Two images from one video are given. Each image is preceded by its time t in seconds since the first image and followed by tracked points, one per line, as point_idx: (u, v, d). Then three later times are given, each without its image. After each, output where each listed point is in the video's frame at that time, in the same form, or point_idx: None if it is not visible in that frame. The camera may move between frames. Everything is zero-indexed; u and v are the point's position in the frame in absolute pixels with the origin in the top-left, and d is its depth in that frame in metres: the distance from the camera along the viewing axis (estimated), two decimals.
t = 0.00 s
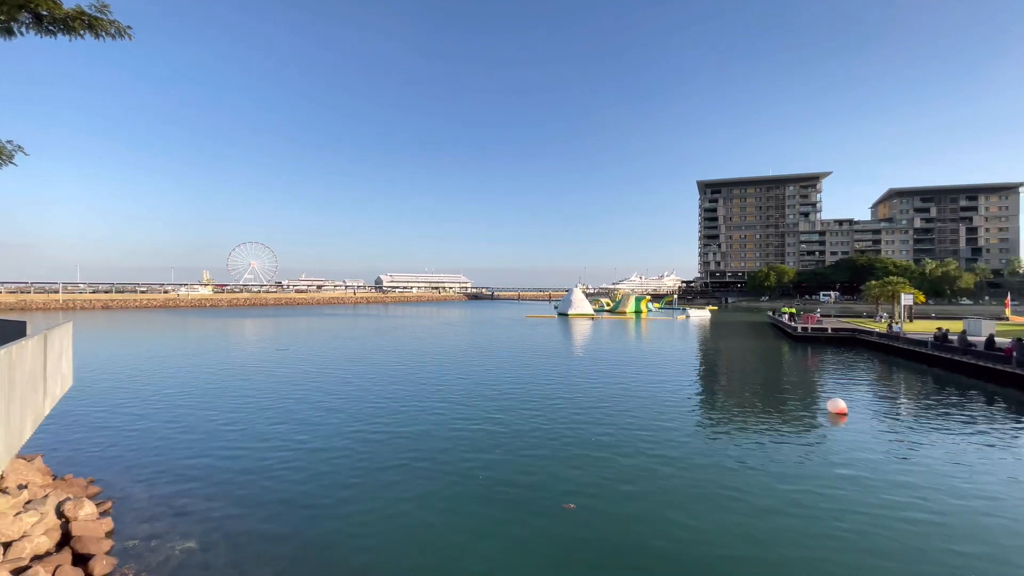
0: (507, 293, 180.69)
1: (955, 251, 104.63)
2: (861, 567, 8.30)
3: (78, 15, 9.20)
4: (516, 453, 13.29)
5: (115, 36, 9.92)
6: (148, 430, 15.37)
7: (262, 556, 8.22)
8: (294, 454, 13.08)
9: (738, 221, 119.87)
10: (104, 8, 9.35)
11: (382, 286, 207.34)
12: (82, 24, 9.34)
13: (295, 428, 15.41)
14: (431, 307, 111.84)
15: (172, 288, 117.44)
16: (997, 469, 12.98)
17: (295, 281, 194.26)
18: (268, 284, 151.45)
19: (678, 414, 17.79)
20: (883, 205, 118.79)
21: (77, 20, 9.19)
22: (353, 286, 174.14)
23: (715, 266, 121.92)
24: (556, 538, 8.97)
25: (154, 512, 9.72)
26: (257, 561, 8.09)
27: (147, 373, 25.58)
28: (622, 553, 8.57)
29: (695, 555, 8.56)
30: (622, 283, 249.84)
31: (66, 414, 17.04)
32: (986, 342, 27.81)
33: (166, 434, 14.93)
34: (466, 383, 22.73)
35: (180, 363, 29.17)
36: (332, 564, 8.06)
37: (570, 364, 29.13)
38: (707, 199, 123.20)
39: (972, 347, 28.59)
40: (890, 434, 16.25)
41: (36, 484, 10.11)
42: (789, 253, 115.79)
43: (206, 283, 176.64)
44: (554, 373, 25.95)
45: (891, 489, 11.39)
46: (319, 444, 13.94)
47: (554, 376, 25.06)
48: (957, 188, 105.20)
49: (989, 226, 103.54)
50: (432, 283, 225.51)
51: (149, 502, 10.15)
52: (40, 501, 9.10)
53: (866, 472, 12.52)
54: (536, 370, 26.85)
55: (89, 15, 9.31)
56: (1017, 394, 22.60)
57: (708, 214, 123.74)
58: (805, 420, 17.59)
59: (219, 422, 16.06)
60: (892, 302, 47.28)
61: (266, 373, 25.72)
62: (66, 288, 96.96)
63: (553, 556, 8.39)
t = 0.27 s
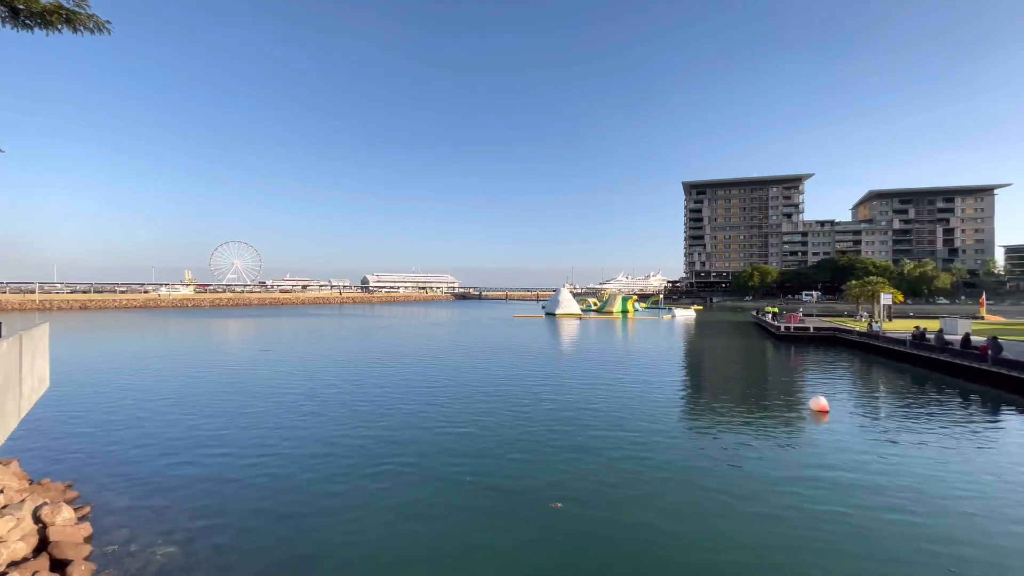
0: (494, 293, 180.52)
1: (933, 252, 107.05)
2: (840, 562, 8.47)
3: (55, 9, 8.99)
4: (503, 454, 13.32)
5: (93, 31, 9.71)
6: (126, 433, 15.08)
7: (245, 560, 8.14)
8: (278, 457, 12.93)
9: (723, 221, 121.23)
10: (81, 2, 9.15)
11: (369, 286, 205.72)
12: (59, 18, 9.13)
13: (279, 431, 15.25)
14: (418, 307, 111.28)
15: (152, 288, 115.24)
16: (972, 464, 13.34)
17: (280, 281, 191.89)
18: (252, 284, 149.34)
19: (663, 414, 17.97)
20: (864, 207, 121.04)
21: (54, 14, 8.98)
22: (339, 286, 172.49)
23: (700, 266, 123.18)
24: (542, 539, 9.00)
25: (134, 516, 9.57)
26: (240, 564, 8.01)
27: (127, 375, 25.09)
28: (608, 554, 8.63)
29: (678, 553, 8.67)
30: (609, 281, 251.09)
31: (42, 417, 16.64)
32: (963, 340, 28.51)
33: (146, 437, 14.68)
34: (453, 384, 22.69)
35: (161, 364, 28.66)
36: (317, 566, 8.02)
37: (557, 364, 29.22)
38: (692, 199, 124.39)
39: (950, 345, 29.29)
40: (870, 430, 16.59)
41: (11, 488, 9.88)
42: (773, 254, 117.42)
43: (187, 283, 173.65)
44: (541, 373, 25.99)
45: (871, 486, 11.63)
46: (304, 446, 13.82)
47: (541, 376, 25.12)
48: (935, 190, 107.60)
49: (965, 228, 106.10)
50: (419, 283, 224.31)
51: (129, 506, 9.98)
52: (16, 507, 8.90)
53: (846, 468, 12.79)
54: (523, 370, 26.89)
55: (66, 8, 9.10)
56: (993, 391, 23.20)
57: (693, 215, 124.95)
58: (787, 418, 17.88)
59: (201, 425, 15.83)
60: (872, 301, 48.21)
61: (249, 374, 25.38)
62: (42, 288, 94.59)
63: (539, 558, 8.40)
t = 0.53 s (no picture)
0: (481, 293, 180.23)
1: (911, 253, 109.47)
2: (820, 559, 8.66)
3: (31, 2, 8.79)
4: (489, 456, 13.34)
5: (71, 24, 9.52)
6: (104, 436, 14.76)
7: (228, 564, 8.05)
8: (262, 459, 12.80)
9: (707, 222, 122.57)
10: None
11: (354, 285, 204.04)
12: (36, 11, 8.93)
13: (262, 434, 15.09)
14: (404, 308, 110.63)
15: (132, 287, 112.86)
16: (947, 462, 13.73)
17: (264, 281, 189.33)
18: (235, 284, 147.13)
19: (648, 414, 18.14)
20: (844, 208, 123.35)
21: (32, 8, 8.80)
22: (324, 286, 170.81)
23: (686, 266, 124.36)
24: (529, 540, 9.07)
25: (113, 521, 9.40)
26: (223, 569, 7.92)
27: (105, 376, 24.56)
28: (595, 554, 8.72)
29: (664, 553, 8.79)
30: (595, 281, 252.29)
31: (16, 420, 16.21)
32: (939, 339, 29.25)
33: (125, 440, 14.39)
34: (439, 386, 22.63)
35: (140, 366, 28.10)
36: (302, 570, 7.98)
37: (544, 364, 29.30)
38: (678, 200, 125.54)
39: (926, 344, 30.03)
40: (849, 429, 16.96)
41: None
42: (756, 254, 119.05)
43: (168, 282, 170.48)
44: (527, 374, 26.04)
45: (850, 484, 11.90)
46: (288, 449, 13.69)
47: (527, 377, 25.18)
48: (913, 192, 110.10)
49: (941, 229, 108.75)
50: (406, 283, 223.11)
51: (108, 511, 9.80)
52: None
53: (827, 467, 13.07)
54: (509, 370, 26.91)
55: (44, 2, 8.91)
56: (968, 389, 23.86)
57: (679, 216, 126.09)
58: (769, 417, 18.18)
59: (181, 428, 15.57)
60: (852, 301, 49.21)
61: (232, 376, 25.01)
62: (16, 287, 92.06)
63: (527, 559, 8.46)
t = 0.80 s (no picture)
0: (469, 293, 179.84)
1: (891, 254, 111.71)
2: (802, 554, 8.83)
3: None
4: (477, 457, 13.35)
5: (48, 19, 9.35)
6: (83, 439, 14.48)
7: (211, 568, 7.97)
8: (247, 462, 12.65)
9: (693, 223, 123.77)
10: None
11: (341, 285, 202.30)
12: (11, 5, 8.74)
13: (246, 435, 14.92)
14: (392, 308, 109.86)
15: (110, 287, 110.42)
16: (924, 458, 14.08)
17: (248, 280, 186.80)
18: (219, 284, 145.05)
19: (634, 413, 18.31)
20: (827, 209, 125.51)
21: (8, 0, 8.60)
22: (310, 286, 169.04)
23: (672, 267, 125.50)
24: (514, 538, 9.13)
25: (93, 524, 9.24)
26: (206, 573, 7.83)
27: (83, 378, 24.05)
28: (581, 551, 8.82)
29: (650, 551, 8.88)
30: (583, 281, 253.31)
31: None
32: (917, 338, 29.93)
33: (104, 443, 14.12)
34: (426, 386, 22.55)
35: (120, 367, 27.55)
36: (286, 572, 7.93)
37: (531, 364, 29.37)
38: (664, 201, 126.68)
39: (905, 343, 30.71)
40: (830, 426, 17.31)
41: None
42: (741, 254, 120.53)
43: (150, 282, 167.51)
44: (514, 374, 26.07)
45: (832, 481, 12.12)
46: (273, 450, 13.59)
47: (514, 377, 25.22)
48: (892, 195, 112.38)
49: (920, 231, 111.15)
50: (393, 282, 222.23)
51: (87, 514, 9.63)
52: None
53: (810, 465, 13.30)
54: (497, 371, 26.94)
55: None
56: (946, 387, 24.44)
57: (665, 216, 127.16)
58: (754, 415, 18.46)
59: (162, 430, 15.33)
60: (834, 301, 50.07)
61: (214, 377, 24.65)
62: None
63: (513, 557, 8.53)
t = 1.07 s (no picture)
0: (457, 293, 179.40)
1: (872, 255, 113.83)
2: (780, 553, 9.04)
3: None
4: (463, 458, 13.43)
5: (28, 13, 9.22)
6: (63, 442, 14.27)
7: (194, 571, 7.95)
8: (230, 464, 12.57)
9: (680, 223, 124.87)
10: None
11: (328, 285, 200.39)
12: None
13: (231, 438, 14.82)
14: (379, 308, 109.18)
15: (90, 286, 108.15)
16: (901, 456, 14.45)
17: (233, 280, 184.31)
18: (203, 283, 142.88)
19: (620, 413, 18.51)
20: (810, 211, 127.51)
21: None
22: (296, 285, 167.13)
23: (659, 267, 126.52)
24: (500, 540, 9.24)
25: (73, 529, 9.15)
26: None
27: (62, 380, 23.60)
28: (566, 551, 8.95)
29: (633, 551, 9.04)
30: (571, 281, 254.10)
31: None
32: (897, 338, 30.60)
33: (84, 446, 13.92)
34: (413, 387, 22.52)
35: (100, 368, 27.05)
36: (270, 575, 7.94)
37: (519, 364, 29.48)
38: (651, 202, 127.67)
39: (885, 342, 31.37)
40: (813, 425, 17.66)
41: None
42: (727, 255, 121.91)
43: (132, 280, 164.71)
44: (502, 374, 26.15)
45: (811, 480, 12.38)
46: (258, 453, 13.53)
47: (502, 377, 25.28)
48: (874, 197, 114.53)
49: (901, 232, 113.38)
50: (381, 282, 220.79)
51: (67, 518, 9.52)
52: None
53: (791, 464, 13.55)
54: (485, 371, 26.99)
55: None
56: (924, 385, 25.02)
57: (652, 217, 128.10)
58: (738, 414, 18.76)
59: (144, 433, 15.14)
60: (817, 301, 50.94)
61: (198, 378, 24.34)
62: None
63: (498, 558, 8.64)
